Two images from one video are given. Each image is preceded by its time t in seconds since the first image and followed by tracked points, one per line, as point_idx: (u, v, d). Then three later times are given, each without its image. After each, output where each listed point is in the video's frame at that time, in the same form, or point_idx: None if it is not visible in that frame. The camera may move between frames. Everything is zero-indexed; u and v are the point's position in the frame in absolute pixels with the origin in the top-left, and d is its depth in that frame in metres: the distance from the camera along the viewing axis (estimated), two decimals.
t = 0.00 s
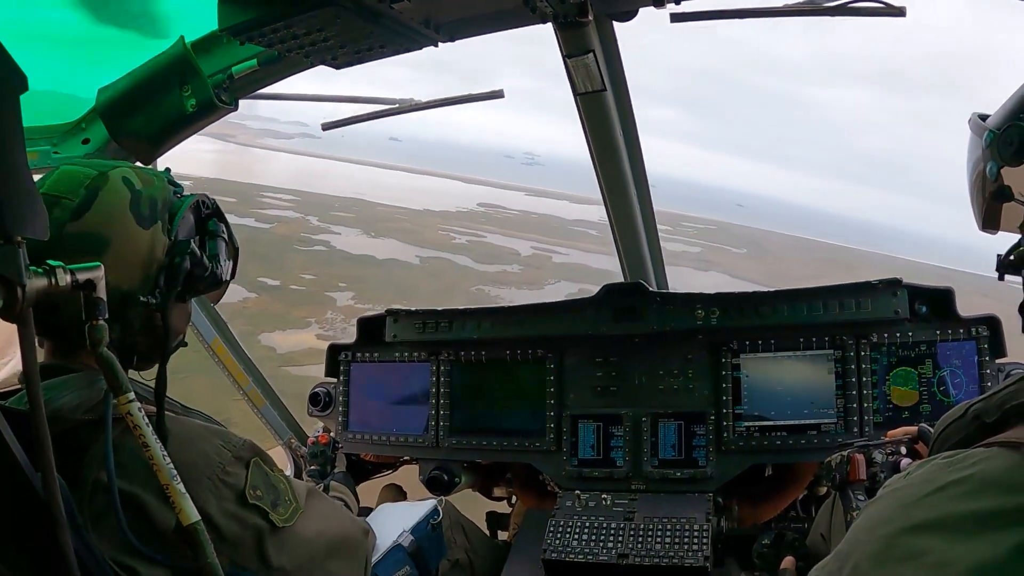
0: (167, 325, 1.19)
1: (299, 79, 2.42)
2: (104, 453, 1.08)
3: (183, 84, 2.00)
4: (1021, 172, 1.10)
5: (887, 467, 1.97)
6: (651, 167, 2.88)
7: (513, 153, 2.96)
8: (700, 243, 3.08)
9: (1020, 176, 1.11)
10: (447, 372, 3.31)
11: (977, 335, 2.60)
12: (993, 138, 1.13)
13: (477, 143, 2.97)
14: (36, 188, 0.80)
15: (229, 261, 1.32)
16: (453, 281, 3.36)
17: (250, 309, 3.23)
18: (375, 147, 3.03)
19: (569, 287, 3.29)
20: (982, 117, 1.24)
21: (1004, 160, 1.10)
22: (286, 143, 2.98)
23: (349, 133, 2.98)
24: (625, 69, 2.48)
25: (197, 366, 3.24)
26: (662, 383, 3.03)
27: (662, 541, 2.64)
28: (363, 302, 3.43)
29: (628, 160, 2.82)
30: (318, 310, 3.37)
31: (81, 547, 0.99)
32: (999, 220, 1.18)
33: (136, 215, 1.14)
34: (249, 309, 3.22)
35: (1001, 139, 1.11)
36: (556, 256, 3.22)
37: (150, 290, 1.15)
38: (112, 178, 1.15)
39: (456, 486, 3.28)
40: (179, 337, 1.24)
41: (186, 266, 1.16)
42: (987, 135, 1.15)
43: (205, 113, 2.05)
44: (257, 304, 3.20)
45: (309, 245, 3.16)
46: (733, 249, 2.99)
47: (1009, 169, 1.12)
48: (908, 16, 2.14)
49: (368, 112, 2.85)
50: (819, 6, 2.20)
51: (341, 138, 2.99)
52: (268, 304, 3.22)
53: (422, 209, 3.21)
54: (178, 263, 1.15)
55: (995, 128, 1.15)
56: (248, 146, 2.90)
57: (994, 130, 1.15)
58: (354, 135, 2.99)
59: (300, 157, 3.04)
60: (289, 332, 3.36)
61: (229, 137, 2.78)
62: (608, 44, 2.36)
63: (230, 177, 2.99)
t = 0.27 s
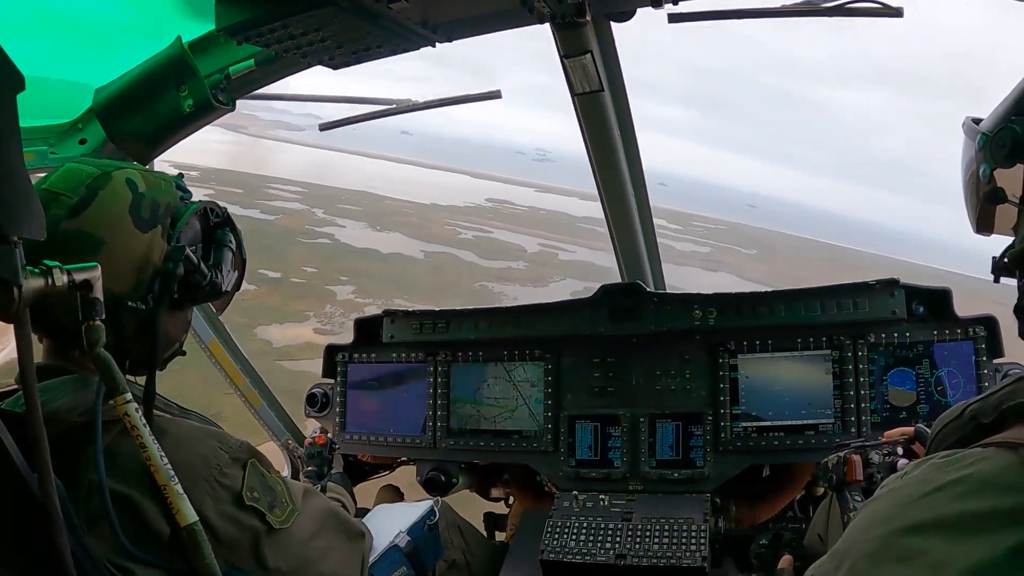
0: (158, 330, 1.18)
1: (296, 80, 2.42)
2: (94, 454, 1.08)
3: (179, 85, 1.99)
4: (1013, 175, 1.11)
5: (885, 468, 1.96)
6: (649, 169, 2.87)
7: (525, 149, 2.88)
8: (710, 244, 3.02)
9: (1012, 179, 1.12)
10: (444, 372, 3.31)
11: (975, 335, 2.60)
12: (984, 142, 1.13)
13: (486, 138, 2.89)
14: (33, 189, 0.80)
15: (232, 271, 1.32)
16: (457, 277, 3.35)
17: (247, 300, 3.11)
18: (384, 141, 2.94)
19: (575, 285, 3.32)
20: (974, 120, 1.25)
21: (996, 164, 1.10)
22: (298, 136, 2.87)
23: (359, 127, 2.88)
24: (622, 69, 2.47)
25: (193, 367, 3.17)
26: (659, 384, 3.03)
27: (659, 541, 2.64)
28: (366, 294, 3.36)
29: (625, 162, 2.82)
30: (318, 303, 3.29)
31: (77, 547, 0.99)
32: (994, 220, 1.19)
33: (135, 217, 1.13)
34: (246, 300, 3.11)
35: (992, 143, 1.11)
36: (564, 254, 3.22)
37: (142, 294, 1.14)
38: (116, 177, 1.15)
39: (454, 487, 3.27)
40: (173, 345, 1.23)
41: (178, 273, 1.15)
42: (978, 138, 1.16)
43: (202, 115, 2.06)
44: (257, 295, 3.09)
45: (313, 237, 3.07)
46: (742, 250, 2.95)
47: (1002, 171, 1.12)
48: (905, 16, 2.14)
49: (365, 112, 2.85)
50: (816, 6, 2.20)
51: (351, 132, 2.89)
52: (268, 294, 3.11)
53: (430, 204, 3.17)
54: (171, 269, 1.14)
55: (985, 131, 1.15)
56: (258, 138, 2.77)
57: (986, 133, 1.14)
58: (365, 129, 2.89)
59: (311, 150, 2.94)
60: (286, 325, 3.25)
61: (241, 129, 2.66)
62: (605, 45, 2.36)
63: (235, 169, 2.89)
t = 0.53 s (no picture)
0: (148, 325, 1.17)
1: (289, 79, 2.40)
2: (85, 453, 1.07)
3: (174, 85, 2.00)
4: (1004, 176, 1.11)
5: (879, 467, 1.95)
6: (643, 169, 2.87)
7: (536, 146, 2.92)
8: (719, 244, 3.00)
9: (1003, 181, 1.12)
10: (439, 372, 3.30)
11: (969, 335, 2.62)
12: (975, 143, 1.13)
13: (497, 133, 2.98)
14: (23, 187, 0.79)
15: (223, 266, 1.31)
16: (459, 275, 3.35)
17: (245, 293, 3.09)
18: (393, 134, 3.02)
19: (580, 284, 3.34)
20: (965, 122, 1.25)
21: (987, 165, 1.10)
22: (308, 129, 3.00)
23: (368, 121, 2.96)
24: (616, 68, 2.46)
25: (187, 367, 3.10)
26: (653, 384, 3.03)
27: (654, 541, 2.64)
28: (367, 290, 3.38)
29: (620, 162, 2.81)
30: (319, 297, 3.31)
31: (69, 547, 0.98)
32: (985, 222, 1.19)
33: (122, 215, 1.12)
34: (246, 294, 3.09)
35: (982, 144, 1.11)
36: (572, 251, 3.25)
37: (129, 289, 1.13)
38: (102, 174, 1.14)
39: (448, 488, 3.27)
40: (163, 341, 1.22)
41: (165, 266, 1.14)
42: (970, 140, 1.15)
43: (196, 115, 2.05)
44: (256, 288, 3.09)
45: (317, 231, 3.13)
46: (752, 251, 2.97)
47: (993, 173, 1.12)
48: (899, 17, 2.15)
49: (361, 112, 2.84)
50: (810, 6, 2.20)
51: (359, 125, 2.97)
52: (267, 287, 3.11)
53: (437, 199, 3.23)
54: (159, 262, 1.14)
55: (976, 133, 1.15)
56: (270, 130, 2.91)
57: (977, 135, 1.14)
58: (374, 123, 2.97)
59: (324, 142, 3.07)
60: (284, 319, 3.25)
61: (252, 120, 2.81)
62: (599, 44, 2.35)
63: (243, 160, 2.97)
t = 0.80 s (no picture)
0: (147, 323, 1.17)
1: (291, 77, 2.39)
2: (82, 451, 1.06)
3: (170, 83, 2.00)
4: (1001, 175, 1.11)
5: (875, 466, 1.95)
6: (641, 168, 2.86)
7: (546, 144, 2.86)
8: (727, 245, 3.06)
9: (1000, 179, 1.12)
10: (436, 371, 3.30)
11: (966, 334, 2.63)
12: (973, 142, 1.13)
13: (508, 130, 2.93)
14: (18, 184, 0.78)
15: (219, 265, 1.31)
16: (463, 276, 3.42)
17: (246, 287, 3.12)
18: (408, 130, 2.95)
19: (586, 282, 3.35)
20: (962, 122, 1.25)
21: (985, 163, 1.10)
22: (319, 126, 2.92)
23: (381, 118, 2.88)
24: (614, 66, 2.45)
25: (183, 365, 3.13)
26: (650, 382, 3.03)
27: (651, 540, 2.64)
28: (368, 286, 3.43)
29: (617, 161, 2.80)
30: (319, 292, 3.38)
31: (65, 545, 0.97)
32: (982, 220, 1.20)
33: (123, 212, 1.12)
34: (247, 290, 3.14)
35: (980, 142, 1.11)
36: (576, 250, 3.27)
37: (130, 287, 1.12)
38: (102, 173, 1.14)
39: (445, 486, 3.28)
40: (161, 340, 1.22)
41: (167, 265, 1.14)
42: (967, 138, 1.15)
43: (192, 112, 2.06)
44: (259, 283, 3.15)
45: (320, 225, 3.21)
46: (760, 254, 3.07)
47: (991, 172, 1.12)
48: (896, 15, 2.15)
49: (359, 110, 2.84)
50: (808, 5, 2.20)
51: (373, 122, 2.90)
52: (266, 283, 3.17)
53: (442, 195, 3.28)
54: (160, 261, 1.13)
55: (974, 131, 1.15)
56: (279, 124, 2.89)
57: (974, 134, 1.14)
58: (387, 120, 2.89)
59: (334, 138, 3.01)
60: (283, 314, 3.32)
61: (262, 113, 2.79)
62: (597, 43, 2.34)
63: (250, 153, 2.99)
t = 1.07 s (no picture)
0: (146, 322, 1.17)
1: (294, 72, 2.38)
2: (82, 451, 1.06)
3: (168, 82, 2.00)
4: (995, 174, 1.11)
5: (873, 464, 1.98)
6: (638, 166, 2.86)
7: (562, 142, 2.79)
8: (738, 247, 3.07)
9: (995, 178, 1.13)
10: (433, 369, 3.30)
11: (963, 333, 2.64)
12: (968, 141, 1.14)
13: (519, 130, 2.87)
14: (15, 182, 0.78)
15: (214, 262, 1.31)
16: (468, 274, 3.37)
17: (246, 281, 3.15)
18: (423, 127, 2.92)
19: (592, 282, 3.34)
20: (956, 120, 1.25)
21: (979, 163, 1.10)
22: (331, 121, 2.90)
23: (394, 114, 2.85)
24: (612, 64, 2.44)
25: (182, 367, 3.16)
26: (648, 380, 3.04)
27: (648, 537, 2.64)
28: (374, 281, 3.37)
29: (613, 157, 2.80)
30: (320, 288, 3.36)
31: (64, 544, 0.97)
32: (977, 219, 1.20)
33: (121, 210, 1.12)
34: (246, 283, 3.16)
35: (974, 142, 1.10)
36: (585, 250, 3.26)
37: (129, 286, 1.13)
38: (98, 173, 1.13)
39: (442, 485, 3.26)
40: (158, 338, 1.22)
41: (166, 264, 1.12)
42: (962, 137, 1.15)
43: (191, 110, 2.05)
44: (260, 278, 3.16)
45: (327, 219, 3.20)
46: (772, 256, 3.07)
47: (985, 172, 1.12)
48: (894, 14, 2.15)
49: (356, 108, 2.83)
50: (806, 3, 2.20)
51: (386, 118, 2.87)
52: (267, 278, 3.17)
53: (453, 191, 3.21)
54: (159, 261, 1.12)
55: (968, 130, 1.15)
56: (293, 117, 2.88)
57: (969, 133, 1.14)
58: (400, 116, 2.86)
59: (346, 133, 2.99)
60: (281, 309, 3.28)
61: (275, 107, 2.79)
62: (594, 42, 2.34)
63: (264, 146, 3.02)
